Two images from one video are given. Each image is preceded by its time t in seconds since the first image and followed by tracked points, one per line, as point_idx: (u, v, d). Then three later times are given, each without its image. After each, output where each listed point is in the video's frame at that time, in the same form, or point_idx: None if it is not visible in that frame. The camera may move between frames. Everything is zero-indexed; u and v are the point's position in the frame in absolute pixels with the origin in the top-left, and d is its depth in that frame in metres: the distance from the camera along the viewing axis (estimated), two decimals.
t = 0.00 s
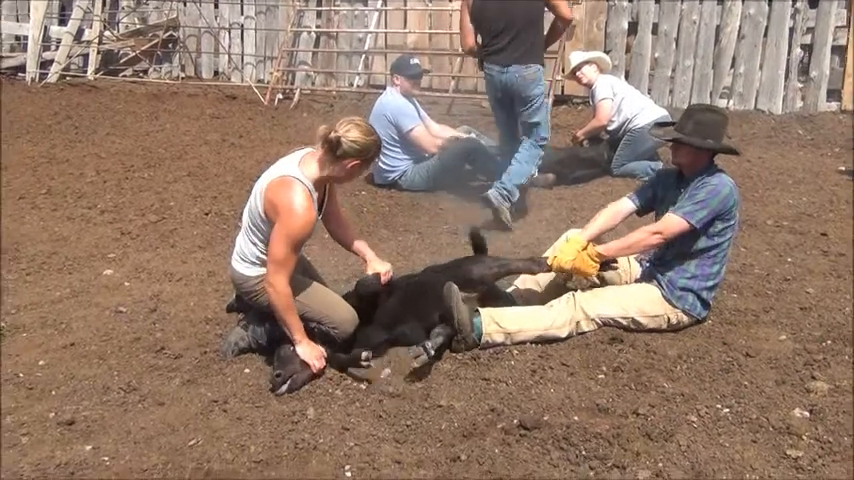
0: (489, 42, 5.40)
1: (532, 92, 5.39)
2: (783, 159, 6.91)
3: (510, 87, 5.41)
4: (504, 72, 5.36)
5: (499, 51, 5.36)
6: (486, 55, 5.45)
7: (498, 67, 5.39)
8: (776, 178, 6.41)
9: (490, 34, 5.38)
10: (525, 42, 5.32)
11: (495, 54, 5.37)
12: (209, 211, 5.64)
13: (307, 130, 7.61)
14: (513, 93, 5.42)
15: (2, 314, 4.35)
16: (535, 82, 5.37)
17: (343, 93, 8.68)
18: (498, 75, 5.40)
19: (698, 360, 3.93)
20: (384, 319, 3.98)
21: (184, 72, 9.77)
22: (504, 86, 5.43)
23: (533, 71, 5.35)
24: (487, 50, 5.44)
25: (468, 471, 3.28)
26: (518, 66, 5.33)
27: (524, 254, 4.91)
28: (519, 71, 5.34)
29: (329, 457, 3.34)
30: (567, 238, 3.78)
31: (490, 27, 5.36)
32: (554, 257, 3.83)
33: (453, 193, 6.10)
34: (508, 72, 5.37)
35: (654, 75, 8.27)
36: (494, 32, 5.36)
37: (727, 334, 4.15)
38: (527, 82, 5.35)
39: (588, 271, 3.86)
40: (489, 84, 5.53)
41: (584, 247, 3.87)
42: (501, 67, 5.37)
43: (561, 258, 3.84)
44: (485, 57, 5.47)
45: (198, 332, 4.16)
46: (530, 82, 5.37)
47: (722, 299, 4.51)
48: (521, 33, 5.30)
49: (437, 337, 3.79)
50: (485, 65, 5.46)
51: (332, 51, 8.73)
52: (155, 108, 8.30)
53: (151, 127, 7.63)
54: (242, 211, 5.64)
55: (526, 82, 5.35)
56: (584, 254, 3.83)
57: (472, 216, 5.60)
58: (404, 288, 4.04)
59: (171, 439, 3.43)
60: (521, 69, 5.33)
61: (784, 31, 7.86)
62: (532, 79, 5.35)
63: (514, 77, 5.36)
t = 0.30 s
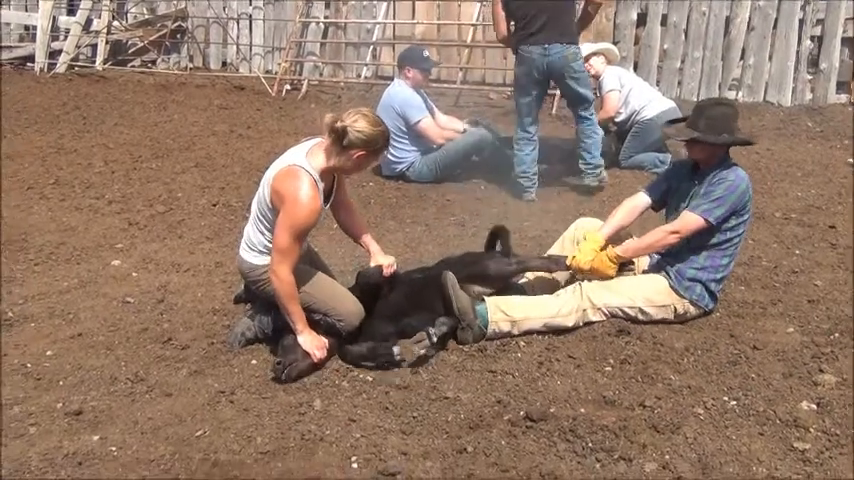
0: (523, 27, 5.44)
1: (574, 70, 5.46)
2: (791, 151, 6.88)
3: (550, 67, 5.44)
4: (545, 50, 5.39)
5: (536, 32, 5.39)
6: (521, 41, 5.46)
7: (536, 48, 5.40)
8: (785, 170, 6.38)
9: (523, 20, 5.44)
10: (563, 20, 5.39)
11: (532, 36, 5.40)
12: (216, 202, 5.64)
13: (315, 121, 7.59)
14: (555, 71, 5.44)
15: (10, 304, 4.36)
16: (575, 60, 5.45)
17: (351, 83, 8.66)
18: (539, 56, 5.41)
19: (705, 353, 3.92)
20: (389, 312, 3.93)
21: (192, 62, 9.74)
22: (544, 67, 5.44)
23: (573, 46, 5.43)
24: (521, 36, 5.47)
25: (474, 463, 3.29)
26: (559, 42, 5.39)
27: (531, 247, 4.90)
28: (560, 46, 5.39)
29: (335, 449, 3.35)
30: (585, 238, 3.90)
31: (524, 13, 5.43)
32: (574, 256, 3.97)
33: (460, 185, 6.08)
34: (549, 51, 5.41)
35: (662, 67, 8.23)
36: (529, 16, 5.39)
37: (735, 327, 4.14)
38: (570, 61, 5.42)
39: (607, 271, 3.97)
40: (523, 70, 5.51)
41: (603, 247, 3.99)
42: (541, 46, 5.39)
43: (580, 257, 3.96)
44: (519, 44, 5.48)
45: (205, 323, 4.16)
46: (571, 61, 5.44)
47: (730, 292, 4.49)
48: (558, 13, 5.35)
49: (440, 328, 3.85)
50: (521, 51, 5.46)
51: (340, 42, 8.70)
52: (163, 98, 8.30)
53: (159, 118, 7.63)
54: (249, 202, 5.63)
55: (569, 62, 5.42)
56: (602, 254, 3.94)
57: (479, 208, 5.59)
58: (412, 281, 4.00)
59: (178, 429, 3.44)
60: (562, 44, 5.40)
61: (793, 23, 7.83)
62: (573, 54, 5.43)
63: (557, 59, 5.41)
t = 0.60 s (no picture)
0: (578, 25, 5.63)
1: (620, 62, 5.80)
2: (798, 144, 6.85)
3: (607, 58, 5.69)
4: (604, 42, 5.64)
5: (593, 27, 5.62)
6: (579, 38, 5.62)
7: (596, 42, 5.62)
8: (792, 163, 6.36)
9: (576, 18, 5.65)
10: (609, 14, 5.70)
11: (589, 32, 5.60)
12: (223, 194, 5.65)
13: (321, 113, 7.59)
14: (612, 61, 5.69)
15: (17, 295, 4.37)
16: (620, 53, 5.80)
17: (357, 76, 8.64)
18: (599, 49, 5.63)
19: (711, 346, 3.92)
20: (394, 307, 3.89)
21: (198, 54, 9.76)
22: (604, 58, 5.67)
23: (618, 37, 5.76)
24: (575, 34, 5.65)
25: (479, 455, 3.30)
26: (612, 33, 5.68)
27: (537, 239, 4.89)
28: (613, 37, 5.69)
29: (341, 440, 3.36)
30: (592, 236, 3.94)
31: (575, 12, 5.65)
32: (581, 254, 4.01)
33: (466, 177, 6.08)
34: (605, 44, 5.66)
35: (669, 59, 8.20)
36: (583, 14, 5.62)
37: (740, 320, 4.13)
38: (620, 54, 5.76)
39: (615, 270, 4.00)
40: (581, 66, 5.68)
41: (610, 245, 4.01)
42: (600, 38, 5.62)
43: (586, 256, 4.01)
44: (574, 42, 5.64)
45: (211, 314, 4.17)
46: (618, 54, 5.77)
47: (736, 285, 4.49)
48: (605, 9, 5.67)
49: (449, 322, 3.83)
50: (580, 48, 5.61)
51: (346, 34, 8.69)
52: (170, 90, 8.30)
53: (165, 110, 7.63)
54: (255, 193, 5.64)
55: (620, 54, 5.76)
56: (609, 253, 3.98)
57: (486, 200, 5.58)
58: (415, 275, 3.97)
59: (184, 420, 3.45)
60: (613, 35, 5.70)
61: (801, 16, 7.80)
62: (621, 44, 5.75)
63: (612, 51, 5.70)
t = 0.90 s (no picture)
0: (590, 30, 5.65)
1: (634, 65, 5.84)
2: (800, 140, 6.84)
3: (621, 59, 5.73)
4: (619, 44, 5.66)
5: (605, 31, 5.64)
6: (593, 43, 5.64)
7: (610, 45, 5.64)
8: (794, 159, 6.35)
9: (585, 23, 5.67)
10: (618, 17, 5.72)
11: (602, 35, 5.63)
12: (224, 189, 5.65)
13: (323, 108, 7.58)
14: (627, 63, 5.73)
15: (18, 289, 4.37)
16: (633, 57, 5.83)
17: (359, 71, 8.63)
18: (614, 51, 5.66)
19: (713, 342, 3.92)
20: (397, 303, 3.88)
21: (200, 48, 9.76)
22: (619, 60, 5.70)
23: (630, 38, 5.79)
24: (588, 38, 5.66)
25: (480, 450, 3.31)
26: (625, 35, 5.71)
27: (539, 234, 4.89)
28: (626, 39, 5.71)
29: (342, 436, 3.37)
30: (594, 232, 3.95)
31: (585, 17, 5.67)
32: (581, 250, 4.02)
33: (468, 173, 6.07)
34: (619, 46, 5.69)
35: (671, 54, 8.19)
36: (593, 19, 5.65)
37: (742, 316, 4.13)
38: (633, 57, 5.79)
39: (615, 265, 4.01)
40: (595, 69, 5.72)
41: (610, 240, 4.01)
42: (614, 42, 5.64)
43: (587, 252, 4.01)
44: (587, 46, 5.66)
45: (212, 309, 4.17)
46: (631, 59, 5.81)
47: (737, 281, 4.48)
48: (613, 17, 5.69)
49: (450, 318, 3.83)
50: (595, 52, 5.64)
51: (348, 29, 8.68)
52: (172, 85, 8.30)
53: (167, 105, 7.62)
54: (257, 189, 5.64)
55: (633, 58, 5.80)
56: (610, 248, 3.98)
57: (488, 196, 5.58)
58: (415, 272, 3.98)
59: (185, 415, 3.46)
60: (625, 36, 5.73)
61: (803, 12, 7.80)
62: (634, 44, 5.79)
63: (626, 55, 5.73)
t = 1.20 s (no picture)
0: (595, 55, 5.72)
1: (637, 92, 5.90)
2: (797, 136, 6.84)
3: (625, 86, 5.78)
4: (623, 72, 5.72)
5: (611, 58, 5.71)
6: (599, 67, 5.69)
7: (615, 72, 5.70)
8: (791, 156, 6.35)
9: (591, 50, 5.75)
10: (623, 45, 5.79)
11: (607, 62, 5.69)
12: (221, 186, 5.65)
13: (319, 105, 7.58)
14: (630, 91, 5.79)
15: (14, 287, 4.38)
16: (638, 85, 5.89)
17: (356, 68, 8.62)
18: (618, 78, 5.72)
19: (709, 338, 3.92)
20: (394, 300, 3.91)
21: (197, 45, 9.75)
22: (623, 87, 5.75)
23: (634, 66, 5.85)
24: (593, 64, 5.73)
25: (476, 447, 3.31)
26: (630, 64, 5.77)
27: (535, 231, 4.89)
28: (631, 67, 5.77)
29: (338, 433, 3.37)
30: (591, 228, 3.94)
31: (590, 44, 5.76)
32: (577, 247, 4.01)
33: (464, 170, 6.07)
34: (624, 74, 5.75)
35: (669, 51, 8.19)
36: (599, 46, 5.73)
37: (738, 313, 4.13)
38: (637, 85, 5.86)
39: (610, 262, 4.01)
40: (597, 93, 5.79)
41: (607, 237, 4.01)
42: (619, 69, 5.70)
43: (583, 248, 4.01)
44: (592, 70, 5.72)
45: (208, 307, 4.17)
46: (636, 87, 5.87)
47: (733, 278, 4.49)
48: (618, 46, 5.76)
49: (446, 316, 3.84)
50: (599, 76, 5.69)
51: (345, 26, 8.67)
52: (168, 82, 8.29)
53: (163, 102, 7.62)
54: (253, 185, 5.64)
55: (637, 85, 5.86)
56: (607, 245, 3.98)
57: (485, 193, 5.58)
58: (412, 268, 3.97)
59: (181, 412, 3.46)
60: (631, 64, 5.79)
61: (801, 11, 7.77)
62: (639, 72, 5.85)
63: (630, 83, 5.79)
